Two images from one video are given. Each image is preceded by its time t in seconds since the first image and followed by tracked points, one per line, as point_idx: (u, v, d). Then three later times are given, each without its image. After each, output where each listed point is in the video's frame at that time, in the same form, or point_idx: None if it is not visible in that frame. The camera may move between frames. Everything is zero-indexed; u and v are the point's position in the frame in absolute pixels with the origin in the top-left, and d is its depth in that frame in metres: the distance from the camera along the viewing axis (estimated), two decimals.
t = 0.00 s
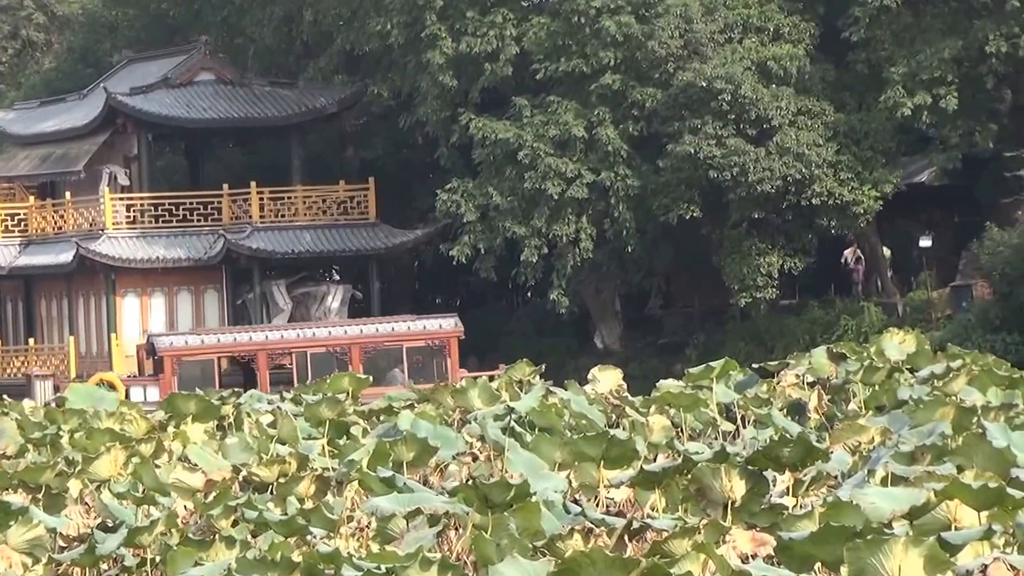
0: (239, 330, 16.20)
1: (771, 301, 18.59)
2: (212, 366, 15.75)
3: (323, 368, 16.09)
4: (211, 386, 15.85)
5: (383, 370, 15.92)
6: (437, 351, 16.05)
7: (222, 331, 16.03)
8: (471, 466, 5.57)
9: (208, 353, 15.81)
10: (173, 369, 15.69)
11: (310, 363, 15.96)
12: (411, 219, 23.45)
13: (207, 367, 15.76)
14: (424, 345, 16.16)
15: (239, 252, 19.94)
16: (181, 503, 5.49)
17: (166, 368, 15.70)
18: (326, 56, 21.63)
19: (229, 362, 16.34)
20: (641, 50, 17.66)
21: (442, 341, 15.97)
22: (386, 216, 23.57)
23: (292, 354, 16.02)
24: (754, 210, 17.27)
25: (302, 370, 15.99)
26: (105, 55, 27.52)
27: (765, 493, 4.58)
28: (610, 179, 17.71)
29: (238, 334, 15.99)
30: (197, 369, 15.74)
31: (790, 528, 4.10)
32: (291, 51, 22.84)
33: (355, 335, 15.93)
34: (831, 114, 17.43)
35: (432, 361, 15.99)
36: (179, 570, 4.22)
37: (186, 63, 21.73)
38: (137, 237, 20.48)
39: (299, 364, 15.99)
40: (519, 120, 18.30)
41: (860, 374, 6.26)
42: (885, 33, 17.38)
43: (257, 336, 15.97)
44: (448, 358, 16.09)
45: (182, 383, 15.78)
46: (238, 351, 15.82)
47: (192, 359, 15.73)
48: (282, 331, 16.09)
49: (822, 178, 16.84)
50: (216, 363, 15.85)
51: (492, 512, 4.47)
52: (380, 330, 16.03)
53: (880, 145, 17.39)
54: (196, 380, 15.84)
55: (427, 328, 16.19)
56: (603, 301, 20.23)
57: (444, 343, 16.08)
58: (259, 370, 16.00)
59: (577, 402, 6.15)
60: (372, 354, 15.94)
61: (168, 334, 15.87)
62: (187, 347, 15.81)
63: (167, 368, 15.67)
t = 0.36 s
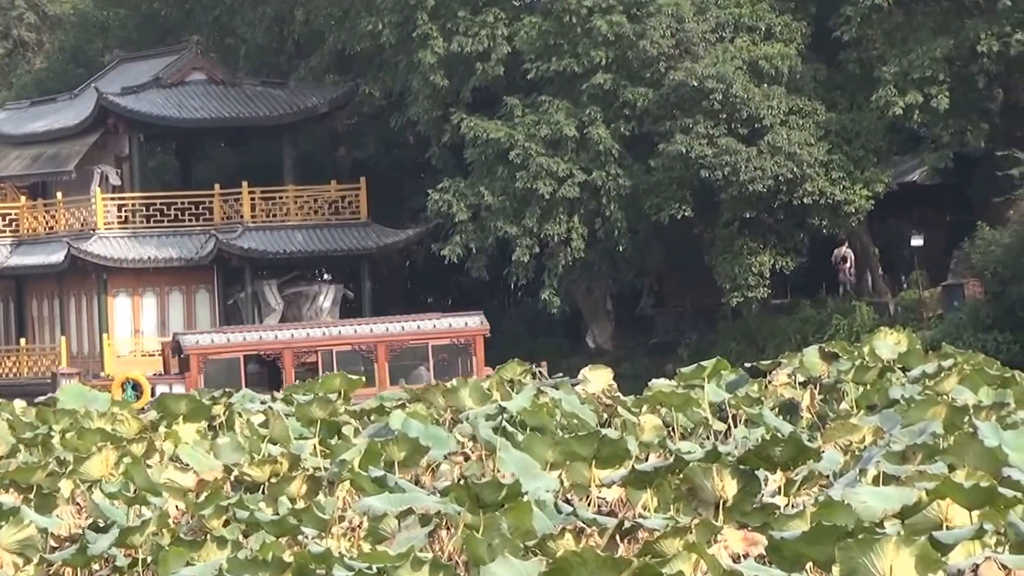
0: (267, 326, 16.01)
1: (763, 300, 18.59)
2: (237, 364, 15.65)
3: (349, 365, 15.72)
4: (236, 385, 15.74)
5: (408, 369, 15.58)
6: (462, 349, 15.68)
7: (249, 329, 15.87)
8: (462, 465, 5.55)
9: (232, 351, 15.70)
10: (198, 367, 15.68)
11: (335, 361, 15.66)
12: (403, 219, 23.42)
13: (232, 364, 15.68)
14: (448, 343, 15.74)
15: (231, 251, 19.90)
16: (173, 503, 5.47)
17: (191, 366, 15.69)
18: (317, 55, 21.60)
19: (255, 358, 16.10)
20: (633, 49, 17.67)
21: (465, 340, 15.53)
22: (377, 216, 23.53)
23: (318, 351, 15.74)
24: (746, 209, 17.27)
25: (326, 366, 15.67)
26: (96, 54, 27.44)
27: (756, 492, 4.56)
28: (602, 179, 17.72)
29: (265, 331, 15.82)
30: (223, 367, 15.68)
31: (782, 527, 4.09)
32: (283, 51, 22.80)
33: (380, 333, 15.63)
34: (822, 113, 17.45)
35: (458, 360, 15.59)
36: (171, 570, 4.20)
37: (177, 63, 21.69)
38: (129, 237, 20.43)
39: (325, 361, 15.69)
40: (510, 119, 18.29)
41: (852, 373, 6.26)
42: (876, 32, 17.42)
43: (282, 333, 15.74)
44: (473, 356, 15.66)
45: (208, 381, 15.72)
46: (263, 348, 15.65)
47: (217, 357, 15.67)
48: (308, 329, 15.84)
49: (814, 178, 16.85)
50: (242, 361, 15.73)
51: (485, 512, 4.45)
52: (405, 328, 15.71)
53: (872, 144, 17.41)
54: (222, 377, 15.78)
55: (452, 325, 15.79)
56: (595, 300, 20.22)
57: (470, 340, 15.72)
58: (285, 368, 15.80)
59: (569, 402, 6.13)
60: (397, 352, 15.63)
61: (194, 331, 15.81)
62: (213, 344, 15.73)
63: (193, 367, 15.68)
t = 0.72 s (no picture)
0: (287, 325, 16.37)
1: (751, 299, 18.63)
2: (263, 361, 15.92)
3: (372, 363, 16.18)
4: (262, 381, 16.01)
5: (432, 365, 16.10)
6: (485, 345, 16.27)
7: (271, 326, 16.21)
8: (451, 463, 5.53)
9: (258, 347, 15.99)
10: (223, 363, 15.88)
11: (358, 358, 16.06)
12: (391, 217, 23.40)
13: (258, 361, 15.97)
14: (470, 339, 16.31)
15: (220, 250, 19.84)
16: (162, 501, 5.43)
17: (216, 362, 15.91)
18: (306, 54, 21.56)
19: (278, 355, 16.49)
20: (622, 48, 17.69)
21: (489, 335, 16.14)
22: (366, 214, 23.50)
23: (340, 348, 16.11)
24: (735, 207, 17.29)
25: (350, 364, 16.04)
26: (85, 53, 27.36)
27: (744, 491, 4.55)
28: (590, 177, 17.74)
29: (289, 328, 16.15)
30: (249, 363, 15.96)
31: (769, 525, 4.08)
32: (272, 50, 22.75)
33: (403, 330, 16.10)
34: (810, 111, 17.48)
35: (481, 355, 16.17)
36: (160, 569, 4.16)
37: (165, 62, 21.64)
38: (118, 236, 20.36)
39: (348, 358, 16.04)
40: (499, 118, 18.27)
41: (840, 372, 6.25)
42: (864, 31, 17.46)
43: (304, 330, 16.09)
44: (495, 352, 16.24)
45: (233, 377, 15.96)
46: (288, 345, 15.95)
47: (243, 353, 15.92)
48: (329, 326, 16.23)
49: (802, 176, 16.88)
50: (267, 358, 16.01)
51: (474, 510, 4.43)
52: (427, 324, 16.23)
53: (860, 142, 17.45)
54: (247, 375, 16.07)
55: (473, 323, 16.36)
56: (584, 299, 20.23)
57: (491, 337, 16.28)
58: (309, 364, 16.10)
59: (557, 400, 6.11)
60: (420, 348, 16.15)
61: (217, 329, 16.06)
62: (236, 341, 15.99)
63: (218, 363, 15.89)
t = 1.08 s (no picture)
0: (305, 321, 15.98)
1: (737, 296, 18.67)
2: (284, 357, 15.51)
3: (390, 359, 15.84)
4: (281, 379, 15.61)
5: (453, 361, 15.75)
6: (504, 341, 15.93)
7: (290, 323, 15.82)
8: (436, 461, 5.49)
9: (277, 343, 15.56)
10: (242, 359, 15.42)
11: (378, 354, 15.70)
12: (377, 215, 23.36)
13: (278, 357, 15.53)
14: (490, 334, 15.96)
15: (205, 247, 19.75)
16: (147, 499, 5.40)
17: (235, 359, 15.44)
18: (291, 51, 21.49)
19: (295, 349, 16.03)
20: (607, 45, 17.69)
21: (510, 331, 15.80)
22: (351, 211, 23.43)
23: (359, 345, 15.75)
24: (721, 204, 17.32)
25: (370, 360, 15.67)
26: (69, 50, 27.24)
27: (730, 488, 4.52)
28: (575, 174, 17.74)
29: (308, 324, 15.73)
30: (269, 360, 15.52)
31: (755, 522, 4.05)
32: (257, 47, 22.67)
33: (423, 326, 15.74)
34: (796, 108, 17.49)
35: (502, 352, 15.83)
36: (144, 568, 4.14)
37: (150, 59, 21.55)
38: (103, 233, 20.27)
39: (368, 355, 15.67)
40: (484, 115, 18.22)
41: (826, 369, 6.23)
42: (850, 28, 17.50)
43: (323, 326, 15.70)
44: (516, 348, 15.91)
45: (252, 374, 15.51)
46: (308, 341, 15.57)
47: (263, 349, 15.48)
48: (348, 322, 15.86)
49: (787, 173, 16.91)
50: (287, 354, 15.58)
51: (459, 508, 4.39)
52: (446, 319, 15.90)
53: (846, 139, 17.46)
54: (266, 372, 15.63)
55: (492, 318, 16.03)
56: (569, 296, 20.20)
57: (511, 332, 15.97)
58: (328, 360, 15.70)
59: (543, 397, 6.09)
60: (440, 344, 15.81)
61: (236, 325, 15.64)
62: (256, 337, 15.55)
63: (238, 359, 15.43)
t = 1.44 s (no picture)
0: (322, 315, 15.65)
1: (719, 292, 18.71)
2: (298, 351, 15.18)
3: (406, 354, 15.45)
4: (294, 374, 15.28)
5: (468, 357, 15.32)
6: (520, 336, 15.44)
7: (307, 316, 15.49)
8: (418, 457, 5.48)
9: (291, 338, 15.23)
10: (258, 353, 15.10)
11: (393, 348, 15.32)
12: (358, 210, 23.30)
13: (291, 352, 15.21)
14: (507, 330, 15.45)
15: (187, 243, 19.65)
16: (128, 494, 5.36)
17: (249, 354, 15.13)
18: (274, 47, 21.40)
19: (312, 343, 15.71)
20: (588, 41, 17.69)
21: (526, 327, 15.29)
22: (332, 206, 23.36)
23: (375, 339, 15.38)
24: (703, 200, 17.35)
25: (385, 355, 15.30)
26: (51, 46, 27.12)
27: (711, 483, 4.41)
28: (557, 170, 17.74)
29: (323, 318, 15.37)
30: (282, 355, 15.20)
31: (735, 519, 3.90)
32: (239, 43, 22.58)
33: (438, 320, 15.32)
34: (778, 104, 17.51)
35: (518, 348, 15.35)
36: (126, 563, 4.10)
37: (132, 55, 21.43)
38: (85, 229, 20.19)
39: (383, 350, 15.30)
40: (466, 110, 18.18)
41: (808, 365, 6.20)
42: (832, 24, 17.54)
43: (339, 320, 15.36)
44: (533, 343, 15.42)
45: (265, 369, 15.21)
46: (324, 335, 15.22)
47: (276, 344, 15.17)
48: (364, 316, 15.50)
49: (769, 169, 16.91)
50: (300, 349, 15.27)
51: (441, 504, 4.33)
52: (462, 314, 15.46)
53: (828, 135, 17.48)
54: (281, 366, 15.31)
55: (508, 313, 15.53)
56: (551, 292, 20.18)
57: (528, 327, 15.47)
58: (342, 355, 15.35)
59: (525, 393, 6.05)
60: (455, 339, 15.37)
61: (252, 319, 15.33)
62: (270, 331, 15.22)
63: (252, 354, 15.12)
